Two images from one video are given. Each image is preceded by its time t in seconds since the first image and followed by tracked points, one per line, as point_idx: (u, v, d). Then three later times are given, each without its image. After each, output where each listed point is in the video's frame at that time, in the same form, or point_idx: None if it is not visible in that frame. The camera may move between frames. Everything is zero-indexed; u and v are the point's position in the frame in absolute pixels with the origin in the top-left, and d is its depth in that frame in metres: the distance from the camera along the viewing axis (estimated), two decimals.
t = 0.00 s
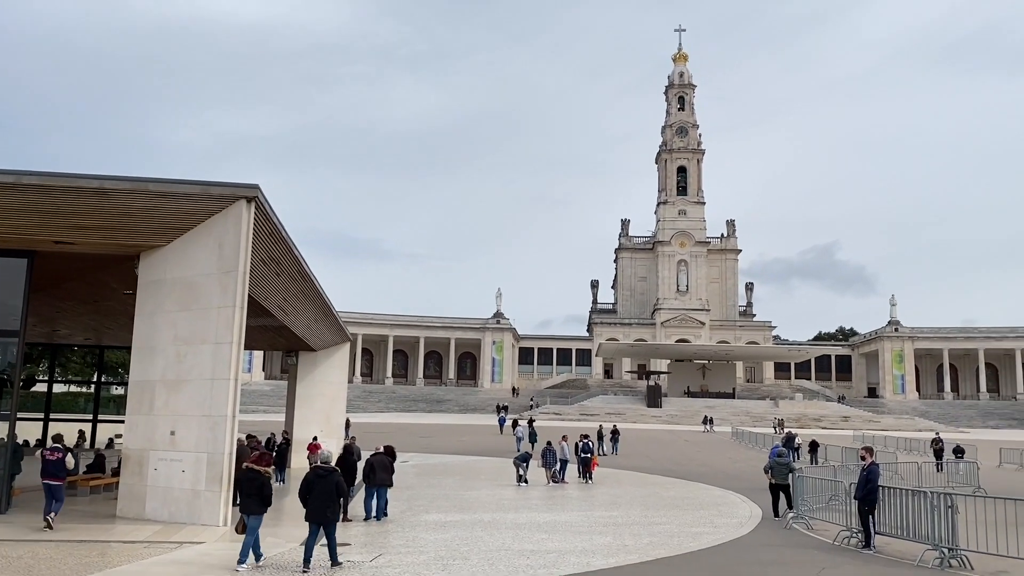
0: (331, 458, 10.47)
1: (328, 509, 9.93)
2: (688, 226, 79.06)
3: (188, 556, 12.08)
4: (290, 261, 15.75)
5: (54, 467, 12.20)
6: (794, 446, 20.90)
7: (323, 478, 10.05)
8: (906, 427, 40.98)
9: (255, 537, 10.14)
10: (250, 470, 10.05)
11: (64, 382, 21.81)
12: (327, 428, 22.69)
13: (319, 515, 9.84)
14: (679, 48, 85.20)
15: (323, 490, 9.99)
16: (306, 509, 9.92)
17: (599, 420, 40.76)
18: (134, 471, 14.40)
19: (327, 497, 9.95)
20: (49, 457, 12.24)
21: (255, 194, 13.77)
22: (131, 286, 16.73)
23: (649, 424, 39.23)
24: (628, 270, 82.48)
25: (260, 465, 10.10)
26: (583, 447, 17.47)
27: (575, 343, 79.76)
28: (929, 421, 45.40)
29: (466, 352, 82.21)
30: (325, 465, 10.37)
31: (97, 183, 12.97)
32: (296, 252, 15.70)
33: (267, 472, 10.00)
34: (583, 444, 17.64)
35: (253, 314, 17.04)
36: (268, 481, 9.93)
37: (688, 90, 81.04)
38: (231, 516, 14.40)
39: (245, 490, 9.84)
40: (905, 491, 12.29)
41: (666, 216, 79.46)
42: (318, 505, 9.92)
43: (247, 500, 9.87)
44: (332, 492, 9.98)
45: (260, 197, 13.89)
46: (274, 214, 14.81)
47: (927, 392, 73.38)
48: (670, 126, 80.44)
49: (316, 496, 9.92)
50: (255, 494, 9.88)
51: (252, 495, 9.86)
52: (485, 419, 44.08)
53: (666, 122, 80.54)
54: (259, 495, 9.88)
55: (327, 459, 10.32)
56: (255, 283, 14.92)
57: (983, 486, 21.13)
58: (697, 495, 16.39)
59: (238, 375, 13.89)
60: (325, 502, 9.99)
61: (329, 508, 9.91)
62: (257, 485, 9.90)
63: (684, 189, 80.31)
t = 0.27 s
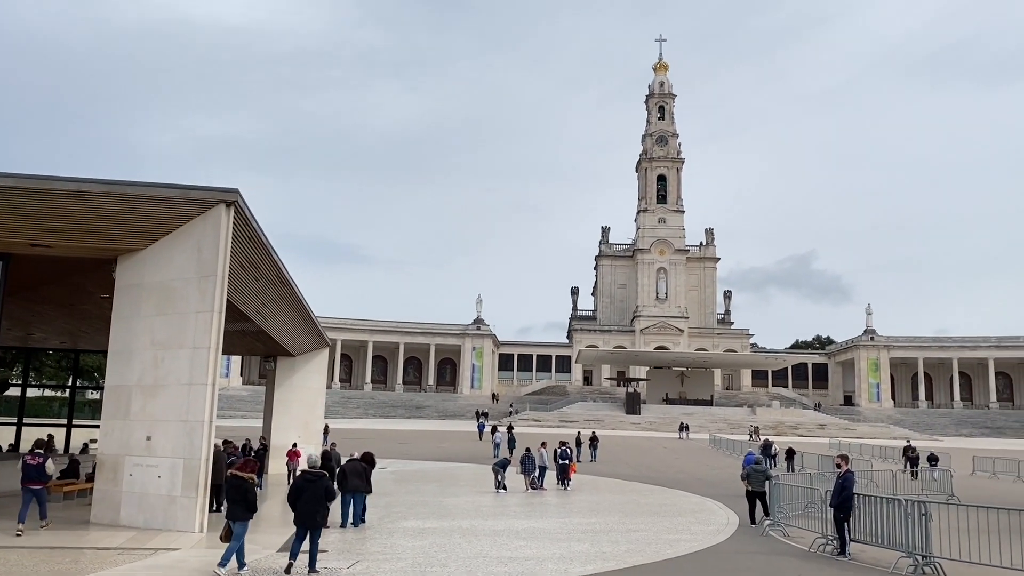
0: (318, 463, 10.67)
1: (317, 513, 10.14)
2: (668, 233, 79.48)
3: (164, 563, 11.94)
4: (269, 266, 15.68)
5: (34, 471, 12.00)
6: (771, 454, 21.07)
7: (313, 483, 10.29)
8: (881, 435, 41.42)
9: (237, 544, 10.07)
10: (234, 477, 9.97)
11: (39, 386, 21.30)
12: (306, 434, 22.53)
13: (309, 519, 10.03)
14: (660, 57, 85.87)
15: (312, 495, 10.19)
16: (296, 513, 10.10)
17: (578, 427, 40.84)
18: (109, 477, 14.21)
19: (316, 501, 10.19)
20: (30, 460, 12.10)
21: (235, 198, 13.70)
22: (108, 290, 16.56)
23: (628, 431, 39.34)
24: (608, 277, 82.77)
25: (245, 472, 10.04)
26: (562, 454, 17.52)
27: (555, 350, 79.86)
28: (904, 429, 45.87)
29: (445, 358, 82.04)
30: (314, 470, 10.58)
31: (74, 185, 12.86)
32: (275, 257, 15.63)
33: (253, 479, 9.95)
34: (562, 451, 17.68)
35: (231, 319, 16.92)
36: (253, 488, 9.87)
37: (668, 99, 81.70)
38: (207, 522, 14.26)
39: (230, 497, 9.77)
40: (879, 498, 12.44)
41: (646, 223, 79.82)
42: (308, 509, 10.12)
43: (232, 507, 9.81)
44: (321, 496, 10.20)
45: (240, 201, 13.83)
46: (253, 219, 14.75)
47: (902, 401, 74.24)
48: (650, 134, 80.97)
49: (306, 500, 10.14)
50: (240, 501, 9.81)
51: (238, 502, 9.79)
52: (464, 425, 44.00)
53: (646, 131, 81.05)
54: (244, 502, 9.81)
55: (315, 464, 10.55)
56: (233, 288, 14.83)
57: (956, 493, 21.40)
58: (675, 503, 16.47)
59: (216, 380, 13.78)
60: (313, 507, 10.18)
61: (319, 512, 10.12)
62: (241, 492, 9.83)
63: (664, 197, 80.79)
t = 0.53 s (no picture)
0: (300, 470, 10.62)
1: (298, 519, 10.06)
2: (647, 241, 79.83)
3: (136, 569, 11.74)
4: (245, 270, 15.54)
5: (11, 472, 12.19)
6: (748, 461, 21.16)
7: (293, 489, 10.25)
8: (856, 443, 41.80)
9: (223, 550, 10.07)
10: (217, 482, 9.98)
11: (9, 390, 20.87)
12: (282, 440, 22.32)
13: (290, 526, 9.97)
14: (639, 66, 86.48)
15: (293, 500, 10.14)
16: (277, 519, 10.04)
17: (556, 433, 40.83)
18: (80, 483, 13.97)
19: (297, 508, 10.12)
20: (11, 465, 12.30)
21: (212, 202, 13.56)
22: (82, 293, 16.35)
23: (605, 438, 39.41)
24: (587, 284, 83.00)
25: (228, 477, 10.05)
26: (539, 460, 17.51)
27: (534, 356, 79.87)
28: (878, 438, 46.34)
29: (423, 364, 81.75)
30: (296, 477, 10.53)
31: (47, 187, 12.68)
32: (252, 261, 15.50)
33: (236, 483, 9.94)
34: (539, 458, 17.67)
35: (207, 323, 16.75)
36: (236, 492, 9.87)
37: (648, 108, 82.27)
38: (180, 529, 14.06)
39: (212, 501, 9.75)
40: (853, 505, 12.50)
41: (625, 231, 80.13)
42: (289, 516, 10.05)
43: (215, 511, 9.79)
44: (302, 502, 10.15)
45: (216, 204, 13.70)
46: (230, 222, 14.61)
47: (877, 409, 75.03)
48: (629, 142, 81.48)
49: (287, 506, 10.07)
50: (223, 505, 9.79)
51: (221, 505, 9.77)
52: (442, 432, 43.85)
53: (625, 139, 81.54)
54: (227, 505, 9.81)
55: (297, 471, 10.50)
56: (209, 292, 14.68)
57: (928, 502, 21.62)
58: (652, 510, 16.50)
59: (190, 385, 13.62)
60: (295, 513, 10.13)
61: (300, 518, 10.06)
62: (224, 496, 9.82)
63: (642, 205, 81.23)
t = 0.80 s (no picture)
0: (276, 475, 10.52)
1: (275, 526, 10.00)
2: (624, 248, 80.16)
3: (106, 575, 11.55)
4: (221, 274, 15.38)
5: None
6: (722, 468, 21.29)
7: (270, 495, 10.13)
8: (829, 450, 42.21)
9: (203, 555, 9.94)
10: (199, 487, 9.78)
11: None
12: (256, 446, 22.02)
13: (268, 532, 9.92)
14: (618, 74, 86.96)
15: (270, 507, 10.07)
16: (255, 526, 9.97)
17: (532, 440, 40.81)
18: (50, 488, 13.73)
19: (275, 514, 10.06)
20: None
21: (189, 205, 13.39)
22: (54, 296, 16.10)
23: (581, 445, 39.48)
24: (565, 290, 83.18)
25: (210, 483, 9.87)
26: (515, 466, 17.50)
27: (511, 362, 79.85)
28: (851, 445, 46.82)
29: (400, 369, 81.39)
30: (272, 482, 10.43)
31: (20, 188, 12.47)
32: (228, 265, 15.34)
33: (219, 489, 9.79)
34: (515, 464, 17.66)
35: (181, 327, 16.57)
36: (220, 498, 9.71)
37: (627, 116, 82.78)
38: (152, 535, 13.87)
39: (195, 508, 9.58)
40: (827, 513, 12.58)
41: (603, 238, 80.42)
42: (267, 522, 9.98)
43: (197, 518, 9.64)
44: (279, 509, 10.07)
45: (192, 207, 13.53)
46: (206, 226, 14.44)
47: (850, 417, 75.85)
48: (607, 150, 81.87)
49: (264, 513, 10.00)
50: (205, 512, 9.64)
51: (203, 512, 9.62)
52: (418, 438, 43.68)
53: (604, 146, 81.93)
54: (210, 512, 9.66)
55: (274, 476, 10.40)
56: (184, 296, 14.51)
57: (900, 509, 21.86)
58: (628, 516, 16.53)
59: (164, 390, 13.46)
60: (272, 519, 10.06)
61: (277, 525, 10.00)
62: (207, 502, 9.66)
63: (621, 212, 81.61)
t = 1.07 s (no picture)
0: (249, 477, 10.43)
1: (250, 528, 9.94)
2: (601, 254, 80.45)
3: None
4: (195, 276, 15.20)
5: None
6: (696, 474, 21.40)
7: (245, 498, 10.04)
8: (802, 456, 42.64)
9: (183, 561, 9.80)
10: (184, 491, 9.59)
11: None
12: (228, 449, 21.88)
13: (243, 535, 9.86)
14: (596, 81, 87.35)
15: (244, 509, 9.99)
16: (230, 530, 9.89)
17: (508, 445, 40.78)
18: (16, 491, 13.46)
19: (249, 517, 9.98)
20: None
21: (163, 206, 13.21)
22: (23, 296, 15.82)
23: (557, 450, 39.51)
24: (542, 295, 83.30)
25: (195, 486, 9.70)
26: (490, 472, 17.48)
27: (488, 367, 79.77)
28: (824, 451, 47.31)
29: (375, 374, 81.01)
30: (245, 484, 10.33)
31: None
32: (201, 267, 15.17)
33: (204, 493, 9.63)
34: (489, 469, 17.64)
35: (153, 329, 16.35)
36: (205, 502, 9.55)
37: (604, 122, 83.24)
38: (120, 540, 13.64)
39: (180, 512, 9.40)
40: (800, 518, 12.68)
41: (580, 243, 80.66)
42: (241, 525, 9.91)
43: (181, 523, 9.47)
44: (254, 510, 10.00)
45: (167, 209, 13.35)
46: (179, 227, 14.26)
47: (823, 423, 76.68)
48: (585, 156, 82.23)
49: (239, 515, 9.94)
50: (191, 516, 9.48)
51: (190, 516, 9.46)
52: (393, 443, 43.47)
53: (581, 152, 82.27)
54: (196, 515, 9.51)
55: (248, 479, 10.31)
56: (156, 298, 14.32)
57: (870, 514, 22.10)
58: (602, 521, 16.57)
59: (136, 394, 13.29)
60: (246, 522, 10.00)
61: (252, 527, 9.93)
62: (193, 506, 9.50)
63: (598, 218, 81.91)
